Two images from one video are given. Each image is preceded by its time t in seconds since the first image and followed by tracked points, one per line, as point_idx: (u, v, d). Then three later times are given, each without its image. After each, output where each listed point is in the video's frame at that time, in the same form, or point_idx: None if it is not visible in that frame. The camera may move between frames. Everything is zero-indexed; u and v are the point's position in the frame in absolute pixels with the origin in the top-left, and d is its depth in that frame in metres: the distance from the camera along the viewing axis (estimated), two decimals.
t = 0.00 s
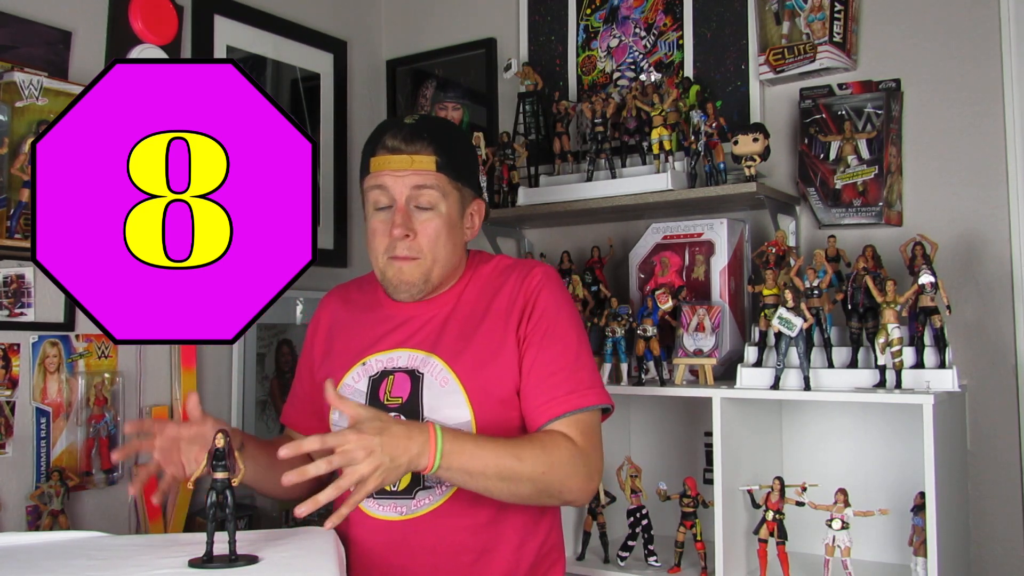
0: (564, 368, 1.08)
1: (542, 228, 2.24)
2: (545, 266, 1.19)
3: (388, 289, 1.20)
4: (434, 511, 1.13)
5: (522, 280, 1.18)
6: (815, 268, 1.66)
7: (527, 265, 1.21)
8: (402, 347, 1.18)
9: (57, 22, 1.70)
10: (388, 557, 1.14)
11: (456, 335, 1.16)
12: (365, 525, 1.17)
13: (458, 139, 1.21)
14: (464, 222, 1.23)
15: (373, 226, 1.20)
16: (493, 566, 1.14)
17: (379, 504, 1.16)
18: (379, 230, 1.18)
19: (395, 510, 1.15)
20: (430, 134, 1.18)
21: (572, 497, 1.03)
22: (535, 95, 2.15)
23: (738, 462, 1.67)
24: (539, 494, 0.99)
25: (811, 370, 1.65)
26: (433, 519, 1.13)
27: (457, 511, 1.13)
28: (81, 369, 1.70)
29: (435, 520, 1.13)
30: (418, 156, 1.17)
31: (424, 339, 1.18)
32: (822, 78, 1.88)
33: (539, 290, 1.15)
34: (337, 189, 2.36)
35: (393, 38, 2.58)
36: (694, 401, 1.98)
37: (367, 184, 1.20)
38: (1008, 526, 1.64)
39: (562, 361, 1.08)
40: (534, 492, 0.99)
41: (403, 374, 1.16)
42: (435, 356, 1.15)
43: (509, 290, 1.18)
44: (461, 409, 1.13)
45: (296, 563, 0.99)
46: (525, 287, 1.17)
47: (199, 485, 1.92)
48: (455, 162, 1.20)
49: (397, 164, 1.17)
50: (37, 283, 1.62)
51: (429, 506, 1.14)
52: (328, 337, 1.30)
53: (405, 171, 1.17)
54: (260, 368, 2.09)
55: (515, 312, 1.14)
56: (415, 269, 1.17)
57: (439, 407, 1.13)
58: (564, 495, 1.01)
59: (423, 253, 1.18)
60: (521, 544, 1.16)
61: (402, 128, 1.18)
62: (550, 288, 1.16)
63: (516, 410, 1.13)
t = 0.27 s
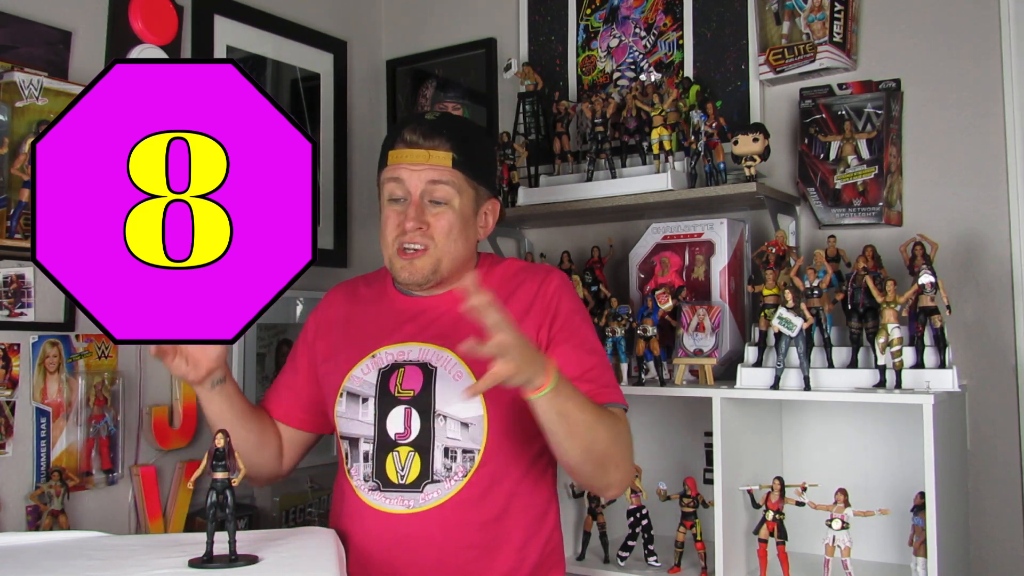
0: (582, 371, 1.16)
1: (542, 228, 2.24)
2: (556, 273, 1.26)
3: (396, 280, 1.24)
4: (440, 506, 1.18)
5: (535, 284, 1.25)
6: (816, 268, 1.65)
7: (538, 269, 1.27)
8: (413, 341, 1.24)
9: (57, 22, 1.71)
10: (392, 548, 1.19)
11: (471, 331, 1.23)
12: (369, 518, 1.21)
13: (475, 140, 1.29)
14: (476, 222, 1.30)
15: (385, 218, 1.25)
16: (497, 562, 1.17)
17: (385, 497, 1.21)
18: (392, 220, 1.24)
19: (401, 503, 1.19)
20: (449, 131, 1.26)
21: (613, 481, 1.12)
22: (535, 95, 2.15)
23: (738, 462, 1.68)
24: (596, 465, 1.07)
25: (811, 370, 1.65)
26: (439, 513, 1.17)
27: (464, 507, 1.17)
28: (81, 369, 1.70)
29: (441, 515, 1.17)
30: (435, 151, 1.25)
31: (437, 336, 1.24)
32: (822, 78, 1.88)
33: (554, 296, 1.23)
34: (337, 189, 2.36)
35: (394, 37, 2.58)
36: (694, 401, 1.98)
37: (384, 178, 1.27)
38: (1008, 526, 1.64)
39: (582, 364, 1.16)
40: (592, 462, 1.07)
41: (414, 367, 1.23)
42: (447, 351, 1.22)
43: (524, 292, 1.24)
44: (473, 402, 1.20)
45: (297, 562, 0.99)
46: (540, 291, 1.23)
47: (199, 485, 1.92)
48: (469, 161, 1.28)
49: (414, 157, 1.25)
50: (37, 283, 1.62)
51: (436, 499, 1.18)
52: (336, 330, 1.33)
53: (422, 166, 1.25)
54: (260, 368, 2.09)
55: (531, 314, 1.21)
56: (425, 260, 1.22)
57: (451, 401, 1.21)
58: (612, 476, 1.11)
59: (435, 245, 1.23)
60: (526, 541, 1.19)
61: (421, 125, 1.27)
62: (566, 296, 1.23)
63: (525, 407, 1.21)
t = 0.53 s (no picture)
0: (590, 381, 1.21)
1: (542, 228, 2.24)
2: (564, 283, 1.30)
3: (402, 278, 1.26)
4: (449, 507, 1.17)
5: (546, 291, 1.28)
6: (815, 268, 1.66)
7: (548, 278, 1.31)
8: (421, 339, 1.24)
9: (57, 22, 1.71)
10: (398, 549, 1.19)
11: (481, 331, 1.23)
12: (376, 519, 1.21)
13: (486, 140, 1.31)
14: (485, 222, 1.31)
15: (393, 213, 1.28)
16: (501, 564, 1.18)
17: (392, 497, 1.21)
18: (399, 214, 1.27)
19: (410, 504, 1.19)
20: (460, 130, 1.29)
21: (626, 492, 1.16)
22: (535, 95, 2.15)
23: (738, 462, 1.68)
24: (643, 469, 1.12)
25: (811, 370, 1.65)
26: (447, 515, 1.17)
27: (473, 508, 1.17)
28: (81, 369, 1.70)
29: (448, 516, 1.17)
30: (445, 149, 1.27)
31: (446, 335, 1.24)
32: (822, 78, 1.88)
33: (563, 304, 1.26)
34: (337, 189, 2.36)
35: (394, 38, 2.58)
36: (694, 401, 1.98)
37: (394, 174, 1.30)
38: (1008, 526, 1.64)
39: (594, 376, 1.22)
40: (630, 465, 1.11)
41: (423, 366, 1.22)
42: (458, 352, 1.22)
43: (534, 298, 1.26)
44: (483, 403, 1.19)
45: (298, 563, 0.99)
46: (548, 299, 1.26)
47: (199, 485, 1.92)
48: (479, 160, 1.29)
49: (424, 154, 1.27)
50: (37, 283, 1.63)
51: (444, 501, 1.18)
52: (338, 325, 1.32)
53: (430, 162, 1.27)
54: (260, 368, 2.09)
55: (542, 319, 1.23)
56: (431, 261, 1.24)
57: (460, 402, 1.20)
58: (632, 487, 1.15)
59: (440, 243, 1.25)
60: (530, 544, 1.20)
61: (433, 121, 1.29)
62: (576, 306, 1.27)
63: (534, 411, 1.21)
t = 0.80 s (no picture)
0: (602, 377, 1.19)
1: (542, 228, 2.24)
2: (571, 284, 1.29)
3: (425, 277, 1.25)
4: (457, 508, 1.18)
5: (552, 292, 1.27)
6: (815, 268, 1.66)
7: (553, 279, 1.30)
8: (428, 340, 1.24)
9: (57, 22, 1.71)
10: (404, 550, 1.18)
11: (487, 332, 1.23)
12: (382, 520, 1.20)
13: (507, 147, 1.35)
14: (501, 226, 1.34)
15: (418, 212, 1.27)
16: (509, 564, 1.19)
17: (399, 499, 1.20)
18: (427, 213, 1.26)
19: (417, 506, 1.19)
20: (487, 132, 1.31)
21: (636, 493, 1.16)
22: (535, 95, 2.15)
23: (738, 462, 1.67)
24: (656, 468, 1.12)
25: (811, 370, 1.65)
26: (454, 517, 1.17)
27: (480, 509, 1.17)
28: (81, 369, 1.70)
29: (456, 518, 1.17)
30: (475, 150, 1.29)
31: (452, 335, 1.24)
32: (822, 78, 1.88)
33: (570, 304, 1.25)
34: (337, 189, 2.36)
35: (394, 37, 2.58)
36: (694, 401, 1.98)
37: (418, 172, 1.30)
38: (1008, 526, 1.64)
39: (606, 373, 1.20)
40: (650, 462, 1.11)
41: (430, 366, 1.22)
42: (466, 353, 1.22)
43: (543, 298, 1.26)
44: (492, 404, 1.19)
45: (298, 563, 0.99)
46: (555, 299, 1.26)
47: (199, 485, 1.92)
48: (503, 164, 1.33)
49: (455, 154, 1.28)
50: (37, 283, 1.63)
51: (452, 503, 1.18)
52: (341, 323, 1.32)
53: (462, 163, 1.28)
54: (260, 368, 2.09)
55: (549, 320, 1.23)
56: (455, 260, 1.24)
57: (469, 403, 1.21)
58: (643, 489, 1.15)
59: (467, 243, 1.25)
60: (535, 544, 1.21)
61: (463, 121, 1.30)
62: (583, 305, 1.26)
63: (541, 412, 1.21)
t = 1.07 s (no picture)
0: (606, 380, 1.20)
1: (543, 228, 2.24)
2: (573, 286, 1.30)
3: (423, 272, 1.24)
4: (462, 511, 1.17)
5: (555, 295, 1.28)
6: (815, 268, 1.66)
7: (555, 282, 1.31)
8: (429, 341, 1.24)
9: (57, 22, 1.71)
10: (407, 553, 1.18)
11: (489, 333, 1.23)
12: (385, 523, 1.20)
13: (513, 148, 1.35)
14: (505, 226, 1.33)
15: (420, 205, 1.27)
16: (513, 566, 1.19)
17: (403, 502, 1.20)
18: (428, 206, 1.26)
19: (422, 509, 1.19)
20: (494, 130, 1.32)
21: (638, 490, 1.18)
22: (535, 95, 2.15)
23: (738, 462, 1.67)
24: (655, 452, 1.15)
25: (811, 370, 1.65)
26: (460, 519, 1.17)
27: (485, 512, 1.18)
28: (81, 369, 1.70)
29: (461, 521, 1.17)
30: (481, 147, 1.30)
31: (455, 336, 1.24)
32: (822, 78, 1.88)
33: (573, 306, 1.26)
34: (337, 189, 2.36)
35: (394, 38, 2.58)
36: (694, 401, 1.98)
37: (423, 167, 1.31)
38: (1008, 526, 1.64)
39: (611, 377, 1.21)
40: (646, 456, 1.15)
41: (433, 368, 1.22)
42: (469, 355, 1.22)
43: (546, 300, 1.27)
44: (496, 406, 1.20)
45: (298, 563, 1.00)
46: (557, 302, 1.27)
47: (199, 484, 1.92)
48: (509, 163, 1.33)
49: (461, 149, 1.29)
50: (37, 283, 1.63)
51: (457, 506, 1.18)
52: (340, 323, 1.32)
53: (467, 159, 1.29)
54: (260, 367, 2.09)
55: (551, 323, 1.24)
56: (456, 257, 1.24)
57: (472, 406, 1.21)
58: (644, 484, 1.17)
59: (468, 239, 1.25)
60: (539, 546, 1.21)
61: (470, 119, 1.31)
62: (586, 308, 1.26)
63: (543, 413, 1.22)
